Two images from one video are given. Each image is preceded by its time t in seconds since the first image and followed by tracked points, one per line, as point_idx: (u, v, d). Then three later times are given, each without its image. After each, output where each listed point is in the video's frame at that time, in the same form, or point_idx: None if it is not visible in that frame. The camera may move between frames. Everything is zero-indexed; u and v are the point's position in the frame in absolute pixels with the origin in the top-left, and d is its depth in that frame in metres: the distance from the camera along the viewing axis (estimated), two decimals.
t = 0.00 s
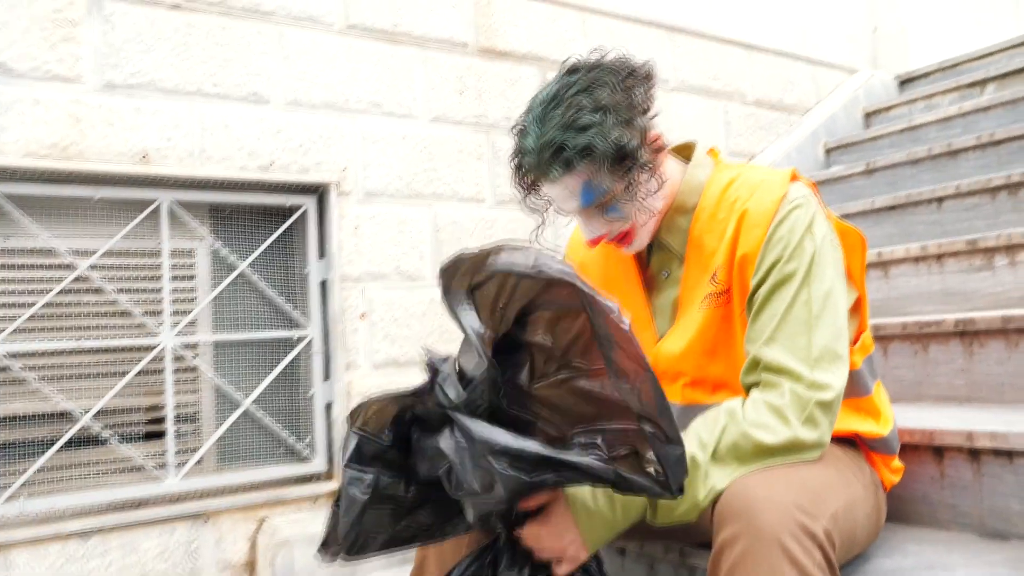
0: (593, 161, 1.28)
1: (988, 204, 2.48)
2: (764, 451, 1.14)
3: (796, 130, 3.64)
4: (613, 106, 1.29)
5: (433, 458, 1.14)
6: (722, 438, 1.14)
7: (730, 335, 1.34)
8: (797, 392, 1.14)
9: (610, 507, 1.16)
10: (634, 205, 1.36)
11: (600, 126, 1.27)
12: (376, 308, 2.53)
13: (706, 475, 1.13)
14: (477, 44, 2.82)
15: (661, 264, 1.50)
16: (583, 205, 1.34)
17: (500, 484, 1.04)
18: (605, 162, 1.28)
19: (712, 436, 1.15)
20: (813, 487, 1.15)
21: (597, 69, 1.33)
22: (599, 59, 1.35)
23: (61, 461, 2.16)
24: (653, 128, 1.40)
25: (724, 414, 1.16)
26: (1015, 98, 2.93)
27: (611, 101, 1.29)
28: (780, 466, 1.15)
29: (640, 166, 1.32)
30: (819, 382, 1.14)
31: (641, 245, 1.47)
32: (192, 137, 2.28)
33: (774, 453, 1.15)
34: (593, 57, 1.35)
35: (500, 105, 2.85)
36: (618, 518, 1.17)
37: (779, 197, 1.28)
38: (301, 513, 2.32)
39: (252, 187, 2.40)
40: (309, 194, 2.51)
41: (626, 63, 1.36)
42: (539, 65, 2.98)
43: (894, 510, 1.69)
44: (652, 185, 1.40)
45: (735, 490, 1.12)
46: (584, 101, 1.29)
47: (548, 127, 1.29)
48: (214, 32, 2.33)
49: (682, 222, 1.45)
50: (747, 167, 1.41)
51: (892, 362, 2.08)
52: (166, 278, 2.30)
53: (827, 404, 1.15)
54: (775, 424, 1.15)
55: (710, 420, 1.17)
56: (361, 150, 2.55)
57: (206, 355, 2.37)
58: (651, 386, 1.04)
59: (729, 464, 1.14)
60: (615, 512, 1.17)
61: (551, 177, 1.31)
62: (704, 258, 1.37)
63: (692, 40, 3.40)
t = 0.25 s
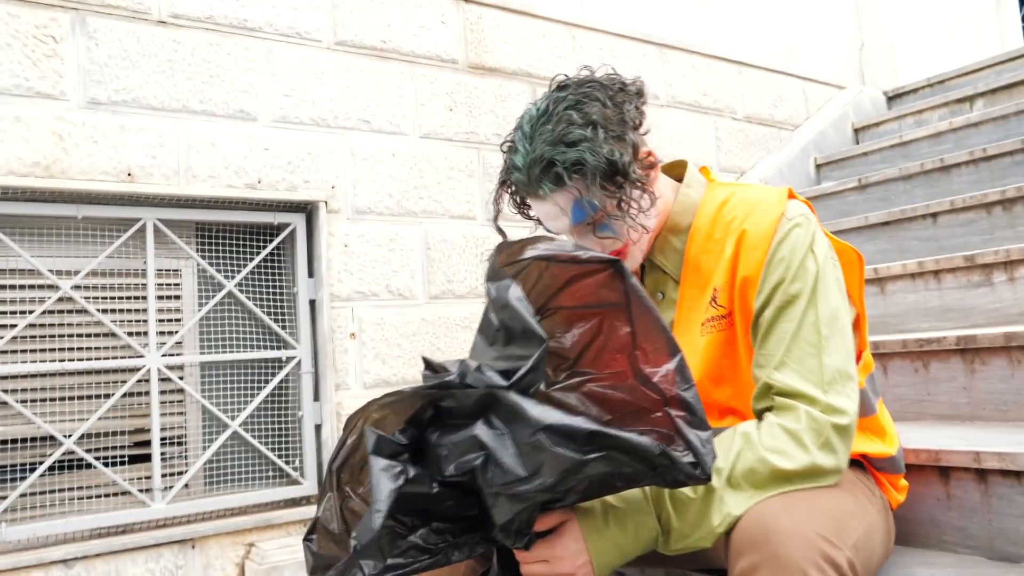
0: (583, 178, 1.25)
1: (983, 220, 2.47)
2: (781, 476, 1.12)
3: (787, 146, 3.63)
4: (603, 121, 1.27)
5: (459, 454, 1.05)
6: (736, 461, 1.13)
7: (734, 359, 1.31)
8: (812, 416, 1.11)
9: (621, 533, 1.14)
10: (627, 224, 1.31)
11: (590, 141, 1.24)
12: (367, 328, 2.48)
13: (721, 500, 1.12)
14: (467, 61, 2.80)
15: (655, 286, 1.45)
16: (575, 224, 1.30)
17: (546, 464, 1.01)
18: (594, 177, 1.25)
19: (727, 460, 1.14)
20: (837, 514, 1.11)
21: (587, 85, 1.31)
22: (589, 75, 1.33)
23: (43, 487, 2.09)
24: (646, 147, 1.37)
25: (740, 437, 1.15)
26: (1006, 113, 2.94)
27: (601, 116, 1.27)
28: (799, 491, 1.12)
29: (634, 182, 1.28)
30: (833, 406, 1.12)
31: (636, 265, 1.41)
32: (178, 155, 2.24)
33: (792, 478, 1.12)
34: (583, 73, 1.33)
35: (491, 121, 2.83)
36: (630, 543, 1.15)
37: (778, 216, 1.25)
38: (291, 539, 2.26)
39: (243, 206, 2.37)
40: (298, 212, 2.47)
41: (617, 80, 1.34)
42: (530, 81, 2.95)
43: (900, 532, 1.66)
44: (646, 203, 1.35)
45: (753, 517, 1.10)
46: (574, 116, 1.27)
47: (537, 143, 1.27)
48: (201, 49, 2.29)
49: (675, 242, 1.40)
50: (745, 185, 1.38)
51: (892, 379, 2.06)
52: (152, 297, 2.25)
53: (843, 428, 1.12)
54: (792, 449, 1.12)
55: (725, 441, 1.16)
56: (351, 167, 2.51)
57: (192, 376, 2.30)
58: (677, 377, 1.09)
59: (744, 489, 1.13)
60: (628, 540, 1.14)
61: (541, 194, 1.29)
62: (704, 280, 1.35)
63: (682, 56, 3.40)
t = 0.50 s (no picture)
0: (596, 171, 1.29)
1: (973, 222, 2.47)
2: (786, 484, 1.13)
3: (775, 149, 3.63)
4: (619, 115, 1.30)
5: (490, 437, 1.07)
6: (741, 468, 1.15)
7: (737, 361, 1.35)
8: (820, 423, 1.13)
9: (626, 540, 1.16)
10: (637, 221, 1.35)
11: (607, 135, 1.28)
12: (355, 333, 2.45)
13: (726, 507, 1.14)
14: (456, 63, 2.78)
15: (664, 290, 1.52)
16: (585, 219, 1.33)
17: (582, 447, 1.05)
18: (609, 173, 1.29)
19: (732, 466, 1.16)
20: (846, 524, 1.13)
21: (603, 78, 1.35)
22: (604, 69, 1.37)
23: (24, 497, 2.04)
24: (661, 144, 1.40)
25: (746, 443, 1.17)
26: (992, 116, 2.94)
27: (617, 109, 1.30)
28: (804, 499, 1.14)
29: (646, 178, 1.32)
30: (842, 414, 1.14)
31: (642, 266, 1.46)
32: (162, 158, 2.19)
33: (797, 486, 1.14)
34: (598, 66, 1.37)
35: (480, 124, 2.80)
36: (633, 548, 1.17)
37: (789, 220, 1.28)
38: (277, 548, 2.22)
39: (229, 210, 2.33)
40: (284, 216, 2.43)
41: (633, 76, 1.38)
42: (519, 84, 2.93)
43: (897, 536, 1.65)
44: (656, 201, 1.39)
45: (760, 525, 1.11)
46: (590, 109, 1.30)
47: (550, 134, 1.30)
48: (186, 50, 2.26)
49: (683, 245, 1.46)
50: (757, 189, 1.41)
51: (886, 383, 2.05)
52: (135, 303, 2.20)
53: (850, 436, 1.14)
54: (798, 456, 1.14)
55: (732, 447, 1.18)
56: (339, 170, 2.48)
57: (177, 383, 2.27)
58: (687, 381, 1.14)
59: (749, 496, 1.14)
60: (633, 546, 1.17)
61: (552, 186, 1.32)
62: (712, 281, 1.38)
63: (671, 59, 3.39)
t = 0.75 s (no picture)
0: (607, 176, 1.27)
1: (968, 228, 2.47)
2: (793, 499, 1.12)
3: (768, 154, 3.63)
4: (632, 119, 1.29)
5: (499, 430, 1.07)
6: (748, 483, 1.13)
7: (741, 373, 1.34)
8: (827, 437, 1.12)
9: (630, 555, 1.15)
10: (645, 227, 1.34)
11: (619, 139, 1.27)
12: (349, 343, 2.42)
13: (731, 523, 1.12)
14: (449, 69, 2.76)
15: (666, 301, 1.50)
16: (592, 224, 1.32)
17: (590, 438, 1.05)
18: (621, 178, 1.28)
19: (738, 479, 1.14)
20: (853, 540, 1.11)
21: (615, 81, 1.34)
22: (616, 72, 1.35)
23: (12, 512, 2.00)
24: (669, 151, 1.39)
25: (751, 457, 1.16)
26: (985, 122, 2.95)
27: (630, 114, 1.29)
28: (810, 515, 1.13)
29: (657, 185, 1.31)
30: (850, 428, 1.13)
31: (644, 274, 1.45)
32: (152, 166, 2.16)
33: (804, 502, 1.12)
34: (609, 70, 1.35)
35: (473, 131, 2.78)
36: (637, 564, 1.15)
37: (797, 230, 1.27)
38: (272, 562, 2.19)
39: (220, 218, 2.30)
40: (276, 224, 2.41)
41: (645, 81, 1.36)
42: (512, 90, 2.91)
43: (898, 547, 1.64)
44: (666, 209, 1.38)
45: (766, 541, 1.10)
46: (603, 112, 1.28)
47: (560, 137, 1.28)
48: (176, 57, 2.23)
49: (689, 255, 1.44)
50: (763, 199, 1.41)
51: (884, 391, 2.04)
52: (125, 313, 2.17)
53: (858, 451, 1.13)
54: (805, 471, 1.12)
55: (737, 461, 1.17)
56: (331, 178, 2.45)
57: (167, 395, 2.24)
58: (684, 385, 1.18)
59: (755, 512, 1.12)
60: (638, 562, 1.15)
61: (559, 191, 1.31)
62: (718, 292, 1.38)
63: (663, 65, 3.38)
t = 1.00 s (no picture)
0: (600, 187, 1.27)
1: (960, 233, 2.48)
2: (794, 509, 1.11)
3: (759, 160, 3.64)
4: (624, 130, 1.29)
5: (504, 440, 1.06)
6: (748, 493, 1.13)
7: (740, 382, 1.34)
8: (827, 446, 1.12)
9: (630, 563, 1.14)
10: (640, 238, 1.34)
11: (611, 150, 1.27)
12: (342, 353, 2.41)
13: (733, 534, 1.11)
14: (440, 77, 2.75)
15: (664, 310, 1.50)
16: (587, 235, 1.32)
17: (595, 449, 1.04)
18: (614, 189, 1.28)
19: (739, 489, 1.13)
20: (855, 551, 1.11)
21: (607, 92, 1.34)
22: (608, 82, 1.36)
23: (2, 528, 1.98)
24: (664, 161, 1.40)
25: (752, 467, 1.15)
26: (975, 127, 2.97)
27: (622, 125, 1.29)
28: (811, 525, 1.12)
29: (651, 196, 1.31)
30: (850, 436, 1.13)
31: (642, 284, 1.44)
32: (143, 177, 2.15)
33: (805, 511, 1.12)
34: (601, 80, 1.35)
35: (465, 139, 2.78)
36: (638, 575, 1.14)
37: (794, 239, 1.27)
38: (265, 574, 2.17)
39: (211, 228, 2.29)
40: (268, 234, 2.39)
41: (639, 91, 1.37)
42: (504, 98, 2.91)
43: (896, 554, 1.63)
44: (661, 221, 1.38)
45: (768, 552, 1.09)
46: (595, 123, 1.28)
47: (553, 149, 1.28)
48: (166, 66, 2.22)
49: (686, 265, 1.45)
50: (761, 207, 1.41)
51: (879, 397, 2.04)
52: (116, 325, 2.15)
53: (858, 459, 1.13)
54: (806, 481, 1.12)
55: (737, 471, 1.17)
56: (323, 187, 2.44)
57: (159, 407, 2.22)
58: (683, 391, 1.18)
59: (756, 523, 1.12)
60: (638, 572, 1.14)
61: (553, 203, 1.30)
62: (716, 301, 1.38)
63: (654, 71, 3.39)
